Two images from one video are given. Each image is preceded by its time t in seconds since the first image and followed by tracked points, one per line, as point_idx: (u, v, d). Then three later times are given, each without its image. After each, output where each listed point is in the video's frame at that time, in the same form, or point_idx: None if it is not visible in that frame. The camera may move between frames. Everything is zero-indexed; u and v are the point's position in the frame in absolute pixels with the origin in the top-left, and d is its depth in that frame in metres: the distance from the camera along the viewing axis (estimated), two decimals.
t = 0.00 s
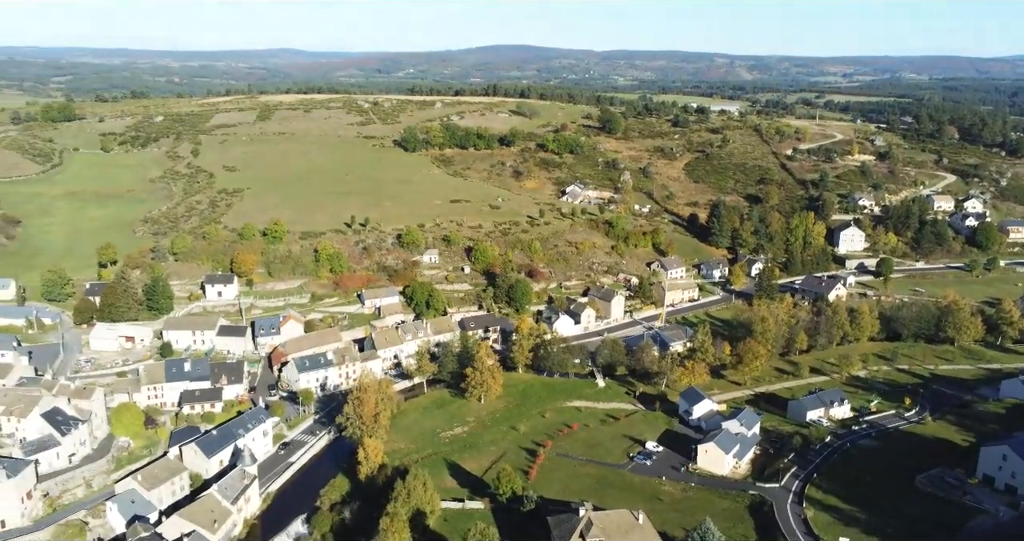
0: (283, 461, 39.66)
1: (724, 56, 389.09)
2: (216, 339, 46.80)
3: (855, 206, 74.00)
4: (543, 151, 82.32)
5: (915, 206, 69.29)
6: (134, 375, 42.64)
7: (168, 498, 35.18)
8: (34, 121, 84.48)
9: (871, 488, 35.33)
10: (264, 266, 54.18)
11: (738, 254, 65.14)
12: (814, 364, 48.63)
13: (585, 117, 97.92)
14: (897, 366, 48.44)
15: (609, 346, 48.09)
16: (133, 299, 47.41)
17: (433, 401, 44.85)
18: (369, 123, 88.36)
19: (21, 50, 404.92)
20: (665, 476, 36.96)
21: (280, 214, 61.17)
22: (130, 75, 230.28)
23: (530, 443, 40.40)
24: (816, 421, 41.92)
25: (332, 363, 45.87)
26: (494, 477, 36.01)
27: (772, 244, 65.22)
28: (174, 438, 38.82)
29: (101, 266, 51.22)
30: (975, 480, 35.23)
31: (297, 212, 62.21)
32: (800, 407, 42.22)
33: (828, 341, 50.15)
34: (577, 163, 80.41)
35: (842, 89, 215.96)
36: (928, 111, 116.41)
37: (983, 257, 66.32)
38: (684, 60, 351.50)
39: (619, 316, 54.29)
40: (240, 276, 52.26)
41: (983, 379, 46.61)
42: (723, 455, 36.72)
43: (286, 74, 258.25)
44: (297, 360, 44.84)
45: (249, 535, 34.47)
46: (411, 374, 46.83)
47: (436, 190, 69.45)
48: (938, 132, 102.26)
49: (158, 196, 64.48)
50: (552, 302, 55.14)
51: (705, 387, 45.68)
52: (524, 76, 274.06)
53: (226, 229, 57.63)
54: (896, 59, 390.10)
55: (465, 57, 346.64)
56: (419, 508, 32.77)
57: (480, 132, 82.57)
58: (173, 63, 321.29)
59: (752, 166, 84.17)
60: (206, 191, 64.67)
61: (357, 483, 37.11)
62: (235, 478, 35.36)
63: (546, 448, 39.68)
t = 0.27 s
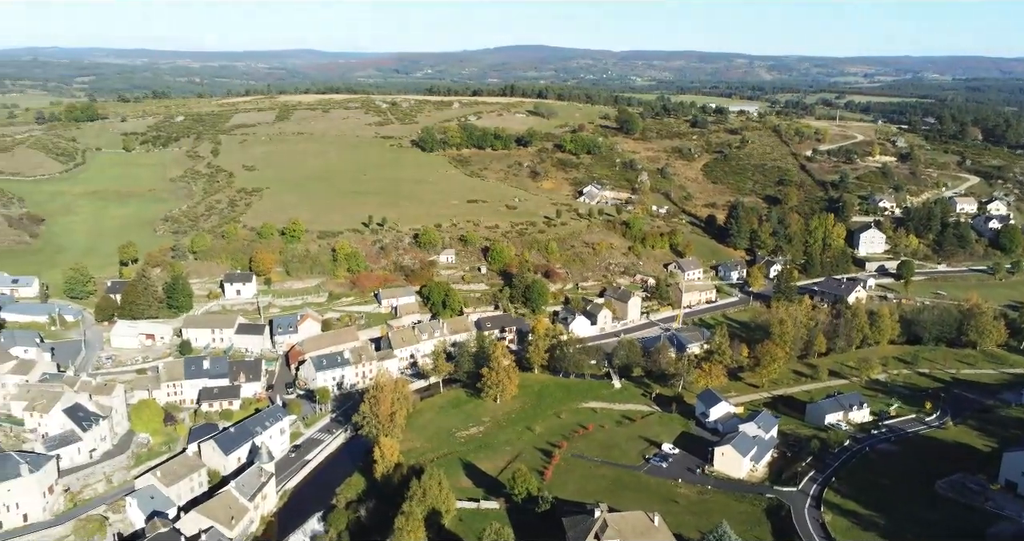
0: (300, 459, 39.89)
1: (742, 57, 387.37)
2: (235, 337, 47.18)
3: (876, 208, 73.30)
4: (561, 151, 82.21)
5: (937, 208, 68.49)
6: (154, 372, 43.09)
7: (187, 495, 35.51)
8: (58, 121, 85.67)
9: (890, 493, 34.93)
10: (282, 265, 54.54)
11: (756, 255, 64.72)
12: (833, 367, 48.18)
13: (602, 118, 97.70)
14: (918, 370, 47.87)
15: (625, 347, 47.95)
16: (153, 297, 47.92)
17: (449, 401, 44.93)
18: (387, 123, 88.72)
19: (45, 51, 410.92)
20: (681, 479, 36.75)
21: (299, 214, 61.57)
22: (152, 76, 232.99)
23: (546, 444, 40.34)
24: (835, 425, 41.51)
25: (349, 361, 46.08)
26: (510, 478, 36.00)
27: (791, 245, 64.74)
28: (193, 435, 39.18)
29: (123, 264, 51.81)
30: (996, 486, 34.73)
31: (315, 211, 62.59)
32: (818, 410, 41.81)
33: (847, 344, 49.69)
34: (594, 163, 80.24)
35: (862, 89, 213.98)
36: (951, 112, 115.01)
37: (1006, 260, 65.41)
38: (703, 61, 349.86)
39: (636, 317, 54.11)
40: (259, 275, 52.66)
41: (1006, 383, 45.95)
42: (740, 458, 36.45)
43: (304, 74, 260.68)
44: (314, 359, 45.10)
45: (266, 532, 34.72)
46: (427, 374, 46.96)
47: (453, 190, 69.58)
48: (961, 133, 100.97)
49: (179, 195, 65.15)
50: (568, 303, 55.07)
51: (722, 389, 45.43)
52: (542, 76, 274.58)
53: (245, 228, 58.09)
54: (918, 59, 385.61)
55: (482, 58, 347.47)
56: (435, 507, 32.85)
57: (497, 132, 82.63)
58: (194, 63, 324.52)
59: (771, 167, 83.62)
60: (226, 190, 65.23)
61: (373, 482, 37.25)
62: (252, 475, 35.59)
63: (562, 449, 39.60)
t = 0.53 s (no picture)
0: (319, 457, 40.15)
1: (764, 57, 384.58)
2: (256, 335, 47.59)
3: (900, 210, 72.41)
4: (581, 152, 82.04)
5: (964, 210, 67.52)
6: (176, 368, 43.59)
7: (208, 491, 35.88)
8: (85, 120, 86.99)
9: (913, 499, 34.48)
10: (303, 264, 54.94)
11: (778, 257, 64.17)
12: (856, 370, 47.63)
13: (623, 118, 97.38)
14: (942, 375, 47.21)
15: (644, 349, 47.75)
16: (176, 295, 48.47)
17: (467, 400, 45.02)
18: (407, 123, 89.11)
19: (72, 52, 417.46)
20: (700, 481, 36.52)
21: (320, 213, 62.01)
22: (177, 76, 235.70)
23: (564, 445, 40.28)
24: (857, 429, 41.01)
25: (368, 360, 46.32)
26: (528, 478, 35.98)
27: (813, 248, 64.13)
28: (214, 431, 39.58)
29: (147, 262, 52.48)
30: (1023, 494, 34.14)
31: (336, 210, 63.02)
32: (840, 414, 41.36)
33: (870, 348, 49.11)
34: (615, 164, 79.99)
35: (886, 90, 211.46)
36: (979, 113, 113.27)
37: None
38: (724, 61, 347.66)
39: (655, 319, 53.87)
40: (280, 274, 53.11)
41: None
42: (760, 461, 36.13)
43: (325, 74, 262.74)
44: (334, 357, 45.38)
45: (286, 529, 35.01)
46: (445, 373, 47.07)
47: (473, 190, 69.71)
48: (989, 134, 99.38)
49: (202, 194, 65.88)
50: (587, 304, 54.95)
51: (742, 392, 45.08)
52: (562, 77, 274.50)
53: (267, 227, 58.61)
54: (944, 59, 380.37)
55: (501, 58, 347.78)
56: (453, 506, 32.91)
57: (517, 132, 82.59)
58: (218, 64, 328.30)
59: (794, 169, 82.90)
60: (248, 189, 65.85)
61: (391, 481, 37.40)
62: (272, 472, 35.88)
63: (580, 450, 39.51)
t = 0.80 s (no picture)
0: (336, 455, 40.36)
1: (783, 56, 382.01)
2: (274, 334, 47.93)
3: (922, 211, 71.61)
4: (598, 152, 81.85)
5: (987, 212, 66.65)
6: (195, 366, 44.00)
7: (225, 487, 36.20)
8: (108, 120, 88.05)
9: (933, 504, 34.08)
10: (321, 263, 55.25)
11: (797, 259, 63.66)
12: (875, 374, 47.15)
13: (641, 118, 97.08)
14: (964, 379, 46.62)
15: (661, 350, 47.56)
16: (196, 293, 48.92)
17: (483, 400, 45.06)
18: (425, 123, 89.39)
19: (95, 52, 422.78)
20: (717, 484, 36.30)
21: (338, 212, 62.36)
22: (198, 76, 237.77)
23: (580, 445, 40.20)
24: (876, 433, 40.58)
25: (385, 359, 46.49)
26: (543, 478, 35.96)
27: (832, 249, 63.56)
28: (233, 428, 39.90)
29: (167, 260, 53.04)
30: None
31: (354, 210, 63.36)
32: (859, 418, 40.94)
33: (890, 351, 48.61)
34: (632, 164, 79.74)
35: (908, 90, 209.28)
36: (1003, 114, 111.75)
37: None
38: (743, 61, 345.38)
39: (672, 320, 53.64)
40: (298, 272, 53.46)
41: None
42: (777, 465, 35.82)
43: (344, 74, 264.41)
44: (350, 356, 45.59)
45: (302, 526, 35.28)
46: (461, 373, 47.14)
47: (490, 190, 69.79)
48: (1013, 135, 98.04)
49: (222, 193, 66.46)
50: (604, 305, 54.82)
51: (759, 394, 44.77)
52: (579, 77, 274.40)
53: (285, 226, 59.03)
54: (966, 59, 375.96)
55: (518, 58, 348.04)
56: (468, 506, 32.96)
57: (535, 132, 82.53)
58: (237, 64, 331.46)
59: (813, 170, 82.28)
60: (267, 189, 66.36)
61: (407, 480, 37.52)
62: (289, 470, 36.13)
63: (595, 451, 39.42)
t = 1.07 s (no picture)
0: (352, 453, 40.55)
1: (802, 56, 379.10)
2: (292, 332, 48.24)
3: (944, 213, 70.75)
4: (615, 153, 81.59)
5: (1010, 215, 65.74)
6: (214, 363, 44.39)
7: (243, 484, 36.46)
8: (130, 120, 89.08)
9: (954, 510, 33.65)
10: (338, 262, 55.53)
11: (816, 261, 63.12)
12: (895, 377, 46.64)
13: (659, 119, 96.71)
14: (986, 384, 46.01)
15: (678, 352, 47.35)
16: (215, 291, 49.35)
17: (499, 400, 45.09)
18: (443, 123, 89.61)
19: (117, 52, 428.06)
20: (734, 487, 36.05)
21: (356, 212, 62.66)
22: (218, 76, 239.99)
23: (596, 447, 40.11)
24: (896, 437, 40.12)
25: (401, 358, 46.64)
26: (558, 479, 35.91)
27: (852, 251, 62.96)
28: (250, 426, 40.20)
29: (187, 259, 53.57)
30: None
31: (371, 209, 63.65)
32: (878, 422, 40.50)
33: (910, 355, 48.07)
34: (650, 165, 79.44)
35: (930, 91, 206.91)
36: None
37: None
38: (762, 61, 343.20)
39: (689, 322, 53.38)
40: (316, 272, 53.78)
41: None
42: (795, 468, 35.52)
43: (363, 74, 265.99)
44: (367, 355, 45.79)
45: (318, 524, 35.46)
46: (477, 373, 47.19)
47: (507, 190, 69.82)
48: None
49: (241, 193, 67.01)
50: (620, 306, 54.67)
51: (777, 397, 44.43)
52: (597, 77, 274.16)
53: (303, 225, 59.42)
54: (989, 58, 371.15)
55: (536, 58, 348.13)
56: (483, 506, 33.00)
57: (552, 133, 82.41)
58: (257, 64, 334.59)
59: (833, 171, 81.59)
60: (286, 188, 66.83)
61: (422, 479, 37.62)
62: (306, 468, 36.34)
63: (611, 452, 39.31)
